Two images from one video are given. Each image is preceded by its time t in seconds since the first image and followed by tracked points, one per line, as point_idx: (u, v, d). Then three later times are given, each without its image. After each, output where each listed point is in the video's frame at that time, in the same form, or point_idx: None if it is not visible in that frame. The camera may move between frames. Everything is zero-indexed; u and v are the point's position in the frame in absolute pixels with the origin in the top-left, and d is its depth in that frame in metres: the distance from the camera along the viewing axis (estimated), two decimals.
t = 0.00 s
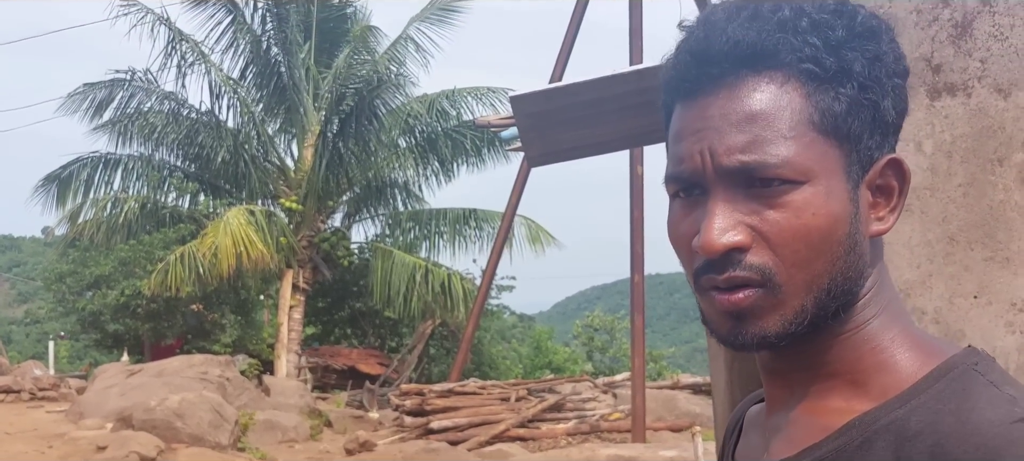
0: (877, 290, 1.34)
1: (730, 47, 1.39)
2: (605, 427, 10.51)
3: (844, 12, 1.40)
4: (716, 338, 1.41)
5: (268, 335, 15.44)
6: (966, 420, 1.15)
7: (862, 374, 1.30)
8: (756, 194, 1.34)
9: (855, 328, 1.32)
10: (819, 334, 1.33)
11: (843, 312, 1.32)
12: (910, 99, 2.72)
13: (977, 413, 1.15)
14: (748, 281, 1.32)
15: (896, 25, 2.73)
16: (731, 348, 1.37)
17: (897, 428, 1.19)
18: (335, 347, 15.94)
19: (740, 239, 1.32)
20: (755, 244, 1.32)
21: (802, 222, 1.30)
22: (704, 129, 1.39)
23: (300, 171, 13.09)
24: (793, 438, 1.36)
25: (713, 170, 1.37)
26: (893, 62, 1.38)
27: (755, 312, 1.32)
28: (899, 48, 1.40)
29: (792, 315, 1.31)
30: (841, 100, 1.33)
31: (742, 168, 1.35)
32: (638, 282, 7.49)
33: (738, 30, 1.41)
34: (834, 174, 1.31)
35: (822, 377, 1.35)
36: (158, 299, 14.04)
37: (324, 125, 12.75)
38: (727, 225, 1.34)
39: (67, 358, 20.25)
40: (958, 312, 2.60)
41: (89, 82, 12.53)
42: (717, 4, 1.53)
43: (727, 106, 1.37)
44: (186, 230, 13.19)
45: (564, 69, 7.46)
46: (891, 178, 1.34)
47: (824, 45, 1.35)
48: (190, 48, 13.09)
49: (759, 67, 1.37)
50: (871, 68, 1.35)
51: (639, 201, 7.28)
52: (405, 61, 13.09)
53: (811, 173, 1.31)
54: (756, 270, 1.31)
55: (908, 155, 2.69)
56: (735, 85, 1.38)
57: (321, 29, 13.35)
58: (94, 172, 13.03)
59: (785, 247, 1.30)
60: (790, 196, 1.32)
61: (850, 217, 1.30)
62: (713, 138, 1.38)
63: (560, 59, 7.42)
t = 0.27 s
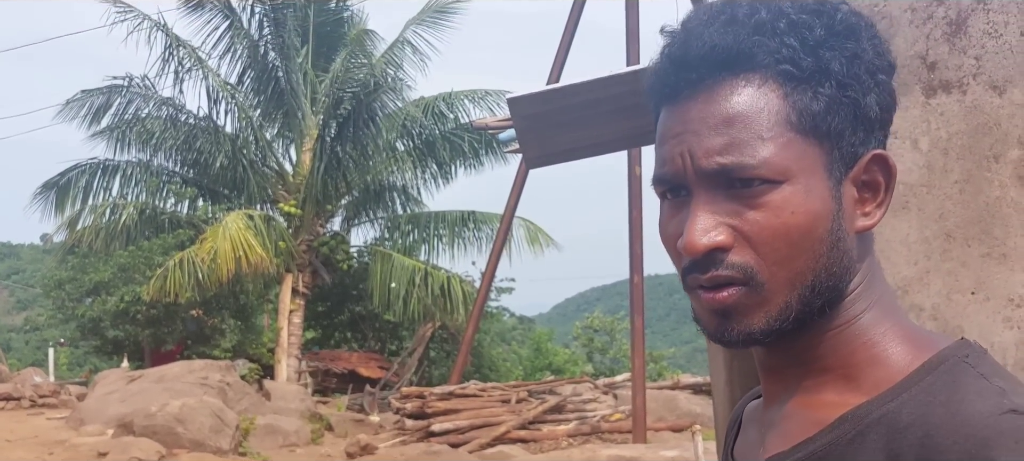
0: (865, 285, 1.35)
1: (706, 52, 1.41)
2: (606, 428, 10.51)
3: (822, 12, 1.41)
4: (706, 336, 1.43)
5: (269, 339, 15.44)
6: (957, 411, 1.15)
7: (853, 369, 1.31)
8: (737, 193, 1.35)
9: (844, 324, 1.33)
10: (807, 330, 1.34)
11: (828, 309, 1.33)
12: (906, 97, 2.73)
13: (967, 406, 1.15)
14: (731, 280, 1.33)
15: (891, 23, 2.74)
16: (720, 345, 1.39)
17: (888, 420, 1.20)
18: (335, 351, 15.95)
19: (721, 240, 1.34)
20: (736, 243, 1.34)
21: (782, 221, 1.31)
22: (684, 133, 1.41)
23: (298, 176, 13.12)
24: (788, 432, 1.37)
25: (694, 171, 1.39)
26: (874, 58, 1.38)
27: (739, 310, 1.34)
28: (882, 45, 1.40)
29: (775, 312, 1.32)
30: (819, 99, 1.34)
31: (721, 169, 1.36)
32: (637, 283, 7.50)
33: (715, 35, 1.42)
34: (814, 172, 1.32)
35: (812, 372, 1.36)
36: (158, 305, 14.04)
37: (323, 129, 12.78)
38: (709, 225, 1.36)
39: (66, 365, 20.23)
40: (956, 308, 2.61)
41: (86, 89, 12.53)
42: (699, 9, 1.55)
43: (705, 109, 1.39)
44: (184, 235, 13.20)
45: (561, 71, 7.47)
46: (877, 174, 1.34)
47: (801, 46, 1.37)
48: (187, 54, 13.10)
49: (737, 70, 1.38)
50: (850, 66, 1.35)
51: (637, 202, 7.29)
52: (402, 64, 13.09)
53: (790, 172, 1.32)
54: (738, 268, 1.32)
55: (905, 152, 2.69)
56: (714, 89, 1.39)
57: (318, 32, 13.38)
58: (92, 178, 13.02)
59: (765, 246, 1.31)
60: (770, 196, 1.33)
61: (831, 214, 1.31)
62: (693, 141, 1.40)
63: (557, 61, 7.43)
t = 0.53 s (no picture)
0: (869, 276, 1.37)
1: (709, 50, 1.44)
2: (618, 426, 10.52)
3: (824, 10, 1.43)
4: (713, 327, 1.45)
5: (281, 340, 15.51)
6: (958, 397, 1.17)
7: (857, 359, 1.33)
8: (739, 187, 1.38)
9: (847, 314, 1.35)
10: (811, 320, 1.36)
11: (832, 299, 1.35)
12: (915, 92, 2.74)
13: (969, 392, 1.17)
14: (735, 271, 1.35)
15: (898, 19, 2.76)
16: (726, 336, 1.41)
17: (893, 408, 1.22)
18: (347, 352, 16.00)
19: (725, 232, 1.36)
20: (740, 236, 1.36)
21: (784, 213, 1.33)
22: (689, 128, 1.44)
23: (309, 178, 13.20)
24: (795, 422, 1.39)
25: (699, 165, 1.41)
26: (875, 55, 1.40)
27: (743, 300, 1.36)
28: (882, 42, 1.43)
29: (779, 303, 1.34)
30: (821, 95, 1.36)
31: (725, 163, 1.38)
32: (648, 281, 7.51)
33: (718, 33, 1.45)
34: (816, 166, 1.34)
35: (817, 361, 1.38)
36: (171, 308, 14.15)
37: (332, 132, 12.88)
38: (713, 218, 1.38)
39: (81, 368, 20.38)
40: (967, 302, 2.62)
41: (99, 93, 12.62)
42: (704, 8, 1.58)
43: (709, 105, 1.42)
44: (197, 238, 13.28)
45: (569, 70, 7.50)
46: (878, 167, 1.36)
47: (803, 44, 1.39)
48: (198, 58, 13.18)
49: (740, 67, 1.41)
50: (851, 63, 1.37)
51: (647, 200, 7.31)
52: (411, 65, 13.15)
53: (792, 166, 1.34)
54: (743, 260, 1.34)
55: (914, 147, 2.70)
56: (718, 86, 1.42)
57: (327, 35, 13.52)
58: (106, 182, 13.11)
59: (769, 238, 1.34)
60: (772, 190, 1.35)
61: (834, 207, 1.33)
62: (697, 136, 1.42)
63: (565, 60, 7.45)
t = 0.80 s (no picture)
0: (911, 264, 1.36)
1: (757, 38, 1.43)
2: (652, 423, 10.50)
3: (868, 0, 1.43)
4: (756, 315, 1.44)
5: (316, 339, 15.68)
6: (1001, 382, 1.17)
7: (899, 345, 1.33)
8: (787, 175, 1.37)
9: (890, 301, 1.34)
10: (855, 306, 1.36)
11: (877, 286, 1.34)
12: (952, 83, 2.73)
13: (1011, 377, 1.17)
14: (783, 257, 1.35)
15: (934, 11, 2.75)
16: (769, 323, 1.40)
17: (934, 394, 1.22)
18: (381, 350, 16.13)
19: (774, 218, 1.35)
20: (789, 222, 1.35)
21: (833, 199, 1.32)
22: (737, 115, 1.43)
23: (342, 178, 13.33)
24: (836, 409, 1.38)
25: (747, 152, 1.41)
26: (916, 45, 1.41)
27: (791, 286, 1.35)
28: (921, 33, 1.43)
29: (826, 289, 1.33)
30: (867, 82, 1.36)
31: (772, 149, 1.38)
32: (682, 277, 7.48)
33: (765, 22, 1.45)
34: (863, 152, 1.33)
35: (857, 349, 1.37)
36: (208, 307, 14.40)
37: (364, 131, 12.91)
38: (761, 205, 1.37)
39: (121, 367, 20.78)
40: (1008, 295, 2.58)
41: (136, 96, 12.85)
42: None
43: (757, 93, 1.41)
44: (233, 238, 13.50)
45: (600, 67, 7.50)
46: (920, 156, 1.36)
47: (848, 33, 1.39)
48: (232, 60, 13.37)
49: (788, 55, 1.41)
50: (895, 52, 1.38)
51: (680, 196, 7.29)
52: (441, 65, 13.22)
53: (840, 152, 1.33)
54: (790, 246, 1.34)
55: (951, 139, 2.69)
56: (764, 74, 1.42)
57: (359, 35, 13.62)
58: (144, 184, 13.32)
59: (818, 224, 1.33)
60: (820, 176, 1.34)
61: (881, 193, 1.32)
62: (745, 123, 1.42)
63: (595, 57, 7.46)
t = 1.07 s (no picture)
0: (947, 257, 1.34)
1: (797, 31, 1.42)
2: (684, 421, 10.47)
3: None
4: (791, 308, 1.43)
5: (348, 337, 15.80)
6: None
7: (932, 338, 1.31)
8: (828, 167, 1.36)
9: (924, 292, 1.33)
10: (891, 298, 1.34)
11: (914, 277, 1.32)
12: (988, 75, 2.72)
13: None
14: (823, 248, 1.33)
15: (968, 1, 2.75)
16: (806, 315, 1.39)
17: (967, 383, 1.20)
18: (413, 348, 16.22)
19: (814, 210, 1.34)
20: (829, 214, 1.34)
21: (873, 190, 1.31)
22: (776, 108, 1.42)
23: (373, 178, 13.43)
24: (869, 401, 1.36)
25: (787, 144, 1.40)
26: (954, 39, 1.40)
27: (831, 278, 1.34)
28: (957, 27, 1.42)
29: (866, 281, 1.32)
30: (906, 76, 1.35)
31: (814, 141, 1.37)
32: (714, 274, 7.45)
33: (806, 14, 1.44)
34: (902, 145, 1.32)
35: (891, 341, 1.36)
36: (243, 307, 14.61)
37: (394, 132, 13.05)
38: (801, 197, 1.36)
39: (158, 366, 21.12)
40: None
41: (170, 99, 13.04)
42: None
43: (796, 85, 1.41)
44: (266, 238, 13.70)
45: (628, 64, 7.49)
46: (958, 149, 1.34)
47: (887, 26, 1.39)
48: (263, 62, 13.52)
49: (828, 48, 1.40)
50: (933, 46, 1.38)
51: (710, 192, 7.26)
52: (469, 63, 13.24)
53: (881, 144, 1.33)
54: (830, 237, 1.33)
55: (987, 132, 2.69)
56: (804, 67, 1.41)
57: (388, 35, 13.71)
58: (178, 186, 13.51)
59: (858, 216, 1.32)
60: (860, 168, 1.33)
61: (919, 185, 1.31)
62: (786, 115, 1.41)
63: (624, 53, 7.45)
